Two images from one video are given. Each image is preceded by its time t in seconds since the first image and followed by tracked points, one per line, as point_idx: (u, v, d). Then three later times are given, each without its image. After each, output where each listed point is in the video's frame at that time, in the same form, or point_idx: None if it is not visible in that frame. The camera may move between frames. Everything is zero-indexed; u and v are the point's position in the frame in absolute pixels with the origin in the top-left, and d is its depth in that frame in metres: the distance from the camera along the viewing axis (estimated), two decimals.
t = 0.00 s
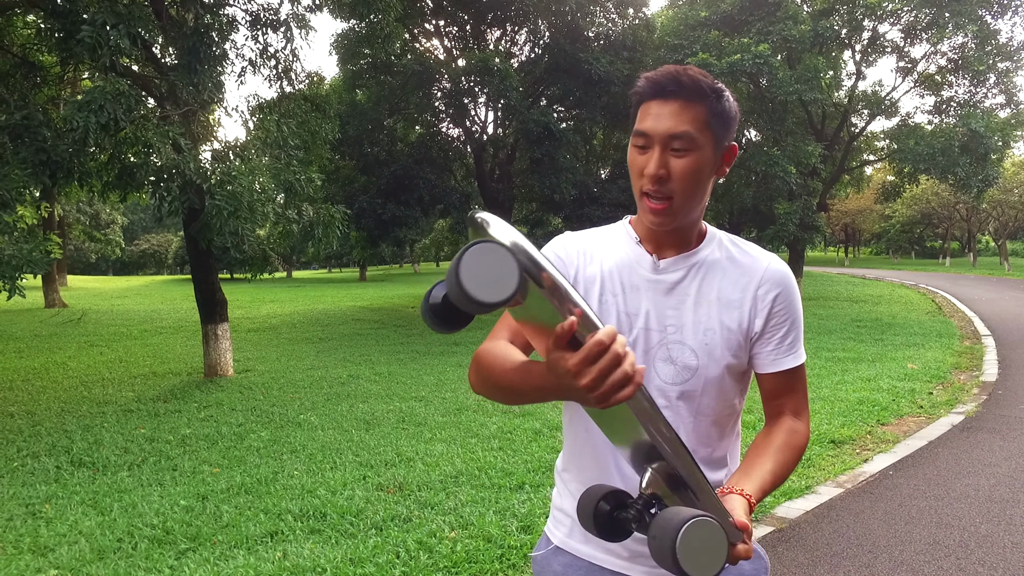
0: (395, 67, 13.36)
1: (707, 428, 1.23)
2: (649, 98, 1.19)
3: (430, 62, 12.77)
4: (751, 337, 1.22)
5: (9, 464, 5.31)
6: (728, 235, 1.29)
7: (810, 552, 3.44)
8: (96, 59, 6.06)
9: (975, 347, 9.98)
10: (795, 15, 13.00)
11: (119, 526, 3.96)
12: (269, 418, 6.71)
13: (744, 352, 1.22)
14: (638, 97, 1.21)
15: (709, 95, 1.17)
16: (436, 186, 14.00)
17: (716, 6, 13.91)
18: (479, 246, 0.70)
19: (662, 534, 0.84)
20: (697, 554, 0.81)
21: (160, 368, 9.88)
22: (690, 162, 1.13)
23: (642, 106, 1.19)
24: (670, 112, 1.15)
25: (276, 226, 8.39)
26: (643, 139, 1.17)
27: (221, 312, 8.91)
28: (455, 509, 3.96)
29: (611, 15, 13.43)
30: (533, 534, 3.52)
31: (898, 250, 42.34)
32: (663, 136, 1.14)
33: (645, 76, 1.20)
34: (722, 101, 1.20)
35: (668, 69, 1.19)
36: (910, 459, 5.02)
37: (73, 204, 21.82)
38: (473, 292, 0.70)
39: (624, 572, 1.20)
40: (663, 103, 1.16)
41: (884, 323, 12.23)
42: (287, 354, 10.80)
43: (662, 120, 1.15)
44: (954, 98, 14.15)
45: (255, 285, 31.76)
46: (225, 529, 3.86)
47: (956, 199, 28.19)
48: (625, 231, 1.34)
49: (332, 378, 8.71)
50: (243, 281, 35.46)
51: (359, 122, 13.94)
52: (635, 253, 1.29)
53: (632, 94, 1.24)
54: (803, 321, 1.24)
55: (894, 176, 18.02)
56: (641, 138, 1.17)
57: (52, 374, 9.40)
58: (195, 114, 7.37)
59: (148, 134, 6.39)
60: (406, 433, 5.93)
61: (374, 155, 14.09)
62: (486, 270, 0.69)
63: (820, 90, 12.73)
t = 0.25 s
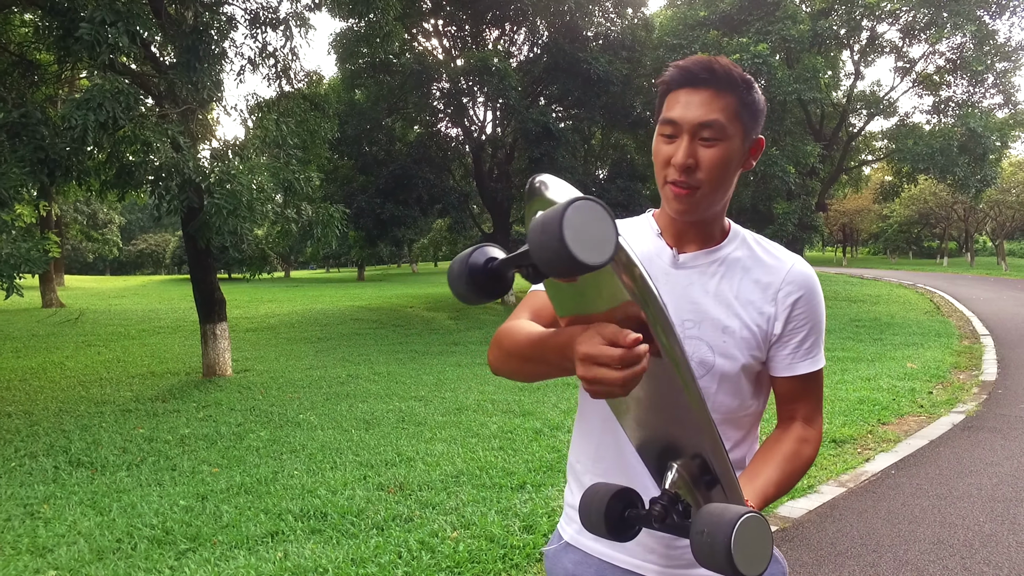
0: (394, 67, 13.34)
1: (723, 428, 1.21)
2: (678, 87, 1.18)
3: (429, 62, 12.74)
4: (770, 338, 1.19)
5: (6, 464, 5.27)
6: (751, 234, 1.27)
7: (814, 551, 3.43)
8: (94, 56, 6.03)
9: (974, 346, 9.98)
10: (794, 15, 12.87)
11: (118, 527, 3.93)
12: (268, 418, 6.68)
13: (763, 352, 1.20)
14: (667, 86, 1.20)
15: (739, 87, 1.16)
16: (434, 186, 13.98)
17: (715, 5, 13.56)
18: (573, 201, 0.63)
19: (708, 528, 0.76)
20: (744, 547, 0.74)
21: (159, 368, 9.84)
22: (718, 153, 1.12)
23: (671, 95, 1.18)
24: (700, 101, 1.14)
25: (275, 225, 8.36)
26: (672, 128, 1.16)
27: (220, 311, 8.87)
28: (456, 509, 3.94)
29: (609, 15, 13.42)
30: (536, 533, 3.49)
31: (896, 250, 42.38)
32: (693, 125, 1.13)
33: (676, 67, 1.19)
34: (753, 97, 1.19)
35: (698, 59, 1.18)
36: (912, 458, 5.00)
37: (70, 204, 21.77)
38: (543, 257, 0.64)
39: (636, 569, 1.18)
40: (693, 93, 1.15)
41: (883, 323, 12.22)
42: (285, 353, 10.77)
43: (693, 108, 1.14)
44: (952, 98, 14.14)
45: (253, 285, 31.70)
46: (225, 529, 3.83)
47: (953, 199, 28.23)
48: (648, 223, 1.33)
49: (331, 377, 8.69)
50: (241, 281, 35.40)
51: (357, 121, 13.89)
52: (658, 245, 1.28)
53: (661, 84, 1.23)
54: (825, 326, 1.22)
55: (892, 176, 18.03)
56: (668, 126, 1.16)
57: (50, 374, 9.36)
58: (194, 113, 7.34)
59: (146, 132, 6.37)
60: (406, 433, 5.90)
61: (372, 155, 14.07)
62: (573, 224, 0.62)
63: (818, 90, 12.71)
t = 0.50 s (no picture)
0: (390, 66, 13.30)
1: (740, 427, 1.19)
2: (701, 78, 1.18)
3: (425, 61, 12.72)
4: (788, 339, 1.18)
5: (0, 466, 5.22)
6: (772, 231, 1.26)
7: (816, 550, 3.43)
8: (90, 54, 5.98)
9: (969, 345, 10.02)
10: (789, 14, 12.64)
11: (115, 528, 3.89)
12: (265, 418, 6.64)
13: (780, 352, 1.18)
14: (689, 78, 1.20)
15: (762, 78, 1.17)
16: (430, 185, 13.94)
17: (711, 5, 13.47)
18: (657, 195, 0.60)
19: (721, 539, 0.75)
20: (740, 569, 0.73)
21: (154, 368, 9.78)
22: (744, 145, 1.12)
23: (695, 86, 1.19)
24: (724, 93, 1.14)
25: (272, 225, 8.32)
26: (697, 119, 1.16)
27: (216, 311, 8.82)
28: (456, 509, 3.91)
29: (605, 15, 13.41)
30: (537, 533, 3.48)
31: (890, 250, 42.59)
32: (719, 116, 1.13)
33: (698, 58, 1.19)
34: (774, 90, 1.20)
35: (721, 51, 1.19)
36: (910, 457, 5.01)
37: (63, 204, 21.62)
38: (618, 249, 0.62)
39: (652, 569, 1.16)
40: (716, 84, 1.16)
41: (879, 323, 12.26)
42: (281, 354, 10.71)
43: (718, 99, 1.14)
44: (947, 99, 14.19)
45: (248, 285, 31.59)
46: (223, 530, 3.80)
47: (947, 199, 28.37)
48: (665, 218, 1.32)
49: (328, 378, 8.65)
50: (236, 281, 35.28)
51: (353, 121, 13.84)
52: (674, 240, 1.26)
53: (682, 75, 1.23)
54: (844, 331, 1.21)
55: (887, 176, 18.11)
56: (693, 118, 1.16)
57: (43, 374, 9.29)
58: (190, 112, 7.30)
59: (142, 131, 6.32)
60: (404, 433, 5.88)
61: (369, 154, 14.03)
62: (659, 217, 0.60)
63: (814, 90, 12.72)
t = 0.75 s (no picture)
0: (384, 66, 13.27)
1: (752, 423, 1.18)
2: (709, 72, 1.19)
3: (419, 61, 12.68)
4: (800, 336, 1.17)
5: None
6: (781, 226, 1.26)
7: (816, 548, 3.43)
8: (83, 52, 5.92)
9: (961, 344, 10.08)
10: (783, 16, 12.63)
11: (110, 530, 3.86)
12: (260, 418, 6.60)
13: (790, 349, 1.18)
14: (698, 72, 1.21)
15: (769, 72, 1.19)
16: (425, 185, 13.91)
17: (705, 6, 13.49)
18: (721, 193, 0.60)
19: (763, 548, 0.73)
20: None
21: (147, 369, 9.70)
22: (756, 137, 1.13)
23: (704, 81, 1.19)
24: (734, 85, 1.15)
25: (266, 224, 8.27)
26: (707, 113, 1.16)
27: (209, 311, 8.76)
28: (455, 509, 3.90)
29: (600, 15, 13.42)
30: (537, 533, 3.47)
31: (881, 250, 42.87)
32: (730, 109, 1.14)
33: (704, 53, 1.20)
34: (779, 84, 1.21)
35: (728, 44, 1.20)
36: (907, 455, 5.02)
37: (54, 203, 21.43)
38: (680, 247, 0.61)
39: (662, 566, 1.14)
40: (725, 77, 1.16)
41: (872, 322, 12.31)
42: (276, 354, 10.66)
43: (729, 92, 1.15)
44: (938, 100, 14.28)
45: (241, 285, 31.48)
46: (220, 531, 3.77)
47: (938, 199, 28.58)
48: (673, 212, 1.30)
49: (324, 378, 8.61)
50: (229, 281, 35.15)
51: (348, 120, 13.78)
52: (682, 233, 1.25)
53: (690, 69, 1.24)
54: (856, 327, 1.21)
55: (879, 177, 18.22)
56: (704, 111, 1.17)
57: (35, 375, 9.19)
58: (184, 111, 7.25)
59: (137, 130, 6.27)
60: (400, 433, 5.85)
61: (363, 154, 13.98)
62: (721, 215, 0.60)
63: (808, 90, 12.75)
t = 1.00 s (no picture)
0: (377, 66, 13.23)
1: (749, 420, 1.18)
2: (688, 77, 1.20)
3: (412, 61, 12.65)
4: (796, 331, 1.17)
5: None
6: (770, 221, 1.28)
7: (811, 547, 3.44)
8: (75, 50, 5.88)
9: (952, 343, 10.15)
10: (775, 17, 12.72)
11: (103, 532, 3.82)
12: (254, 419, 6.56)
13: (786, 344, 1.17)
14: (678, 76, 1.22)
15: (748, 72, 1.21)
16: (418, 185, 13.88)
17: (698, 7, 13.52)
18: (804, 179, 0.72)
19: (841, 528, 0.84)
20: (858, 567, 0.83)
21: (138, 369, 9.62)
22: (743, 137, 1.15)
23: (685, 85, 1.20)
24: (715, 88, 1.17)
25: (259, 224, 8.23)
26: (692, 116, 1.18)
27: (202, 312, 8.70)
28: (451, 509, 3.88)
29: (594, 15, 13.44)
30: (534, 533, 3.46)
31: (872, 250, 43.14)
32: (715, 111, 1.16)
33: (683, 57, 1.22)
34: (758, 83, 1.24)
35: (705, 48, 1.21)
36: (900, 454, 5.05)
37: (43, 203, 21.23)
38: (770, 226, 0.72)
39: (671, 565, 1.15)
40: (706, 80, 1.18)
41: (864, 322, 12.38)
42: (268, 354, 10.60)
43: (711, 95, 1.16)
44: (929, 101, 14.38)
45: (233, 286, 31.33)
46: (215, 533, 3.75)
47: (928, 200, 28.79)
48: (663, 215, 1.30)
49: (317, 378, 8.57)
50: (222, 282, 34.99)
51: (341, 120, 13.73)
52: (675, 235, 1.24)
53: (668, 74, 1.25)
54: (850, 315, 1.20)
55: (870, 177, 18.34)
56: (688, 115, 1.18)
57: (24, 376, 9.10)
58: (176, 110, 7.20)
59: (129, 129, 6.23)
60: (395, 433, 5.83)
61: (356, 154, 13.94)
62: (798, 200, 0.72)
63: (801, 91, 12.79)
